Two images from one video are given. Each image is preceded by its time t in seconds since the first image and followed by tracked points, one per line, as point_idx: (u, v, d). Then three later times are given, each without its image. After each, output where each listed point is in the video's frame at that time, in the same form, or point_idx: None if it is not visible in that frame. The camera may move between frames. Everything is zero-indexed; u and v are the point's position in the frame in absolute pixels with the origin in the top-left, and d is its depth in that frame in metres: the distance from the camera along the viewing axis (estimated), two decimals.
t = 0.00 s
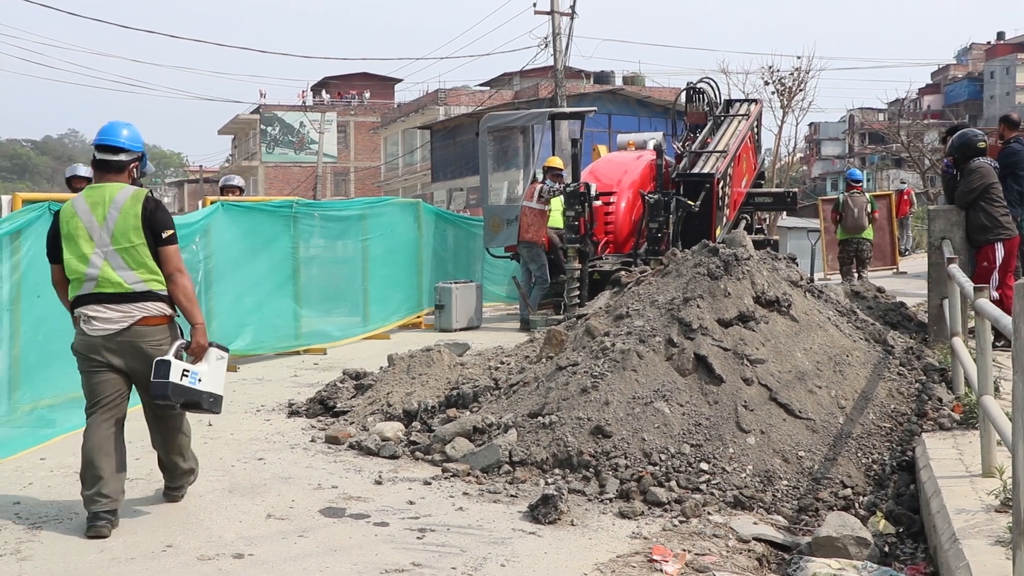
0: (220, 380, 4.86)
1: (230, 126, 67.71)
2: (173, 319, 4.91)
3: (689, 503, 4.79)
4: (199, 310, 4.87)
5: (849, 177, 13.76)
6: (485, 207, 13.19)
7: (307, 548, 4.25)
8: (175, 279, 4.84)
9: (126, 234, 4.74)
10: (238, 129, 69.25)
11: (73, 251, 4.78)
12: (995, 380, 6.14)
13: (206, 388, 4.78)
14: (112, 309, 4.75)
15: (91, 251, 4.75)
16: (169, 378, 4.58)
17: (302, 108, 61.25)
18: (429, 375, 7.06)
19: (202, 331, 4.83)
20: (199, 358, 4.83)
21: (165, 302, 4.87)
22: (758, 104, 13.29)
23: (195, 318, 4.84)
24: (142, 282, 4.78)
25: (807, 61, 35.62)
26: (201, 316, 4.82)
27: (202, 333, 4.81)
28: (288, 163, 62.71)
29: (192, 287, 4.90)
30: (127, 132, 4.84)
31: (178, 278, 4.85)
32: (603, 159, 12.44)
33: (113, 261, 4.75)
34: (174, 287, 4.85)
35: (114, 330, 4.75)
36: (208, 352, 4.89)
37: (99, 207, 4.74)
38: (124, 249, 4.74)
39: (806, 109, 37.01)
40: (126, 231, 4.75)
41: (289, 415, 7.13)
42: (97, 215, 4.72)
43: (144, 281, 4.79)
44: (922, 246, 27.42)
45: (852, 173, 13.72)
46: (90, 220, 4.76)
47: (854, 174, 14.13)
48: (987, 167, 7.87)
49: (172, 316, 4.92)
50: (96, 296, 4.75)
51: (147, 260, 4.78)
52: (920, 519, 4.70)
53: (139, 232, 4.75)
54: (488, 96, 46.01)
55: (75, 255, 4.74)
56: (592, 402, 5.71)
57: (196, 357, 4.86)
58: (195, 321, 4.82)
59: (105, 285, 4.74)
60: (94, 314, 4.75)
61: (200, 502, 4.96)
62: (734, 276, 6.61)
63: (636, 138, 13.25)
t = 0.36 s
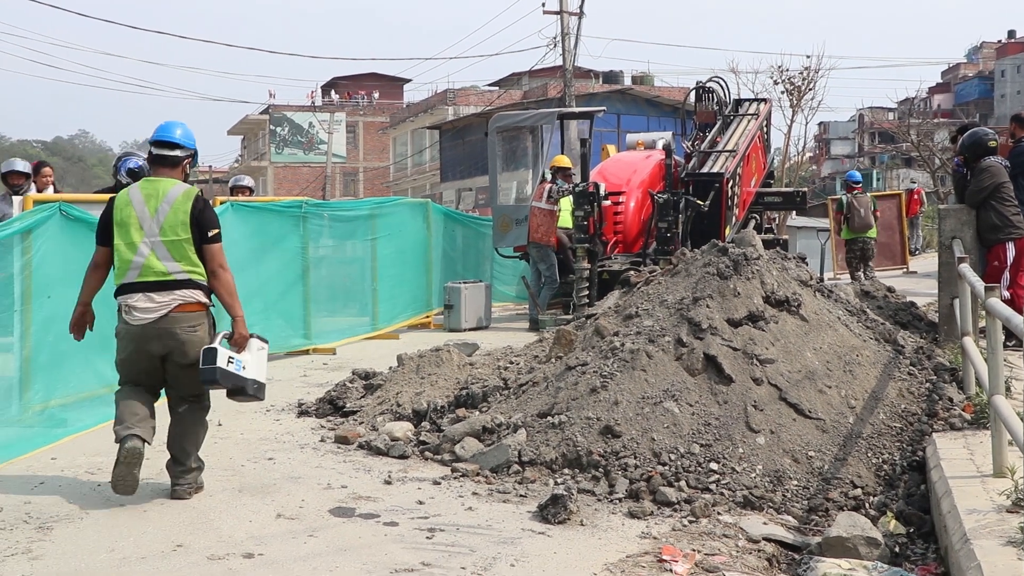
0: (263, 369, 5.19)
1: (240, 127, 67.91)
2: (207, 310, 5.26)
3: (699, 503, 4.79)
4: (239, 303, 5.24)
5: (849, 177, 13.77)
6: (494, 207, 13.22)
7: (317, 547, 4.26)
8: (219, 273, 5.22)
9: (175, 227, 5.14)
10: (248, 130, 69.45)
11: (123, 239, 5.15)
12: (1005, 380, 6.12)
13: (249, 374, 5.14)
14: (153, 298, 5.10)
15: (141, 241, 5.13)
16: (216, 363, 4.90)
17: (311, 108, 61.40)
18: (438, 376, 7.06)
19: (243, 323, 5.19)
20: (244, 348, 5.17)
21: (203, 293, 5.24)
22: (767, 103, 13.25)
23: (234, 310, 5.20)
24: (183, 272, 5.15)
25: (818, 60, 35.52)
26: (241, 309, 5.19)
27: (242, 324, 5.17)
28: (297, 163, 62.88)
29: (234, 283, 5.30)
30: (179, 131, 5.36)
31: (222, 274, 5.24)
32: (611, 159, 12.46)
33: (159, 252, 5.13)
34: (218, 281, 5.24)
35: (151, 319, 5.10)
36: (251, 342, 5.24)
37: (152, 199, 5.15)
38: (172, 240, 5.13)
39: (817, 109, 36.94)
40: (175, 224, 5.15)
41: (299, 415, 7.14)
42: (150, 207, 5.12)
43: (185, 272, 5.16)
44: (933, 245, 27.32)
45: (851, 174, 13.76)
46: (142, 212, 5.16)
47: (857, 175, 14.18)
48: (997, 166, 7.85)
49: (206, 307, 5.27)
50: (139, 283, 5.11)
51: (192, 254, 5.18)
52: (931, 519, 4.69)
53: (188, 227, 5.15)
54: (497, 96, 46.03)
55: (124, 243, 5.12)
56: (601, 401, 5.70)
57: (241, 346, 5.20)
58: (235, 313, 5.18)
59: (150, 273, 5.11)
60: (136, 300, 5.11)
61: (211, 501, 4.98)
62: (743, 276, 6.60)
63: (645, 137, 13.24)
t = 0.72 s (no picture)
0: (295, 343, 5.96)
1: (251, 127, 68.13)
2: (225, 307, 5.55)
3: (709, 504, 4.78)
4: (262, 294, 5.61)
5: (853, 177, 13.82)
6: (505, 207, 13.19)
7: (327, 547, 4.26)
8: (241, 269, 5.55)
9: (197, 228, 5.43)
10: (258, 130, 69.63)
11: (146, 240, 5.43)
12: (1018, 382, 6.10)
13: (288, 354, 5.95)
14: (172, 295, 5.40)
15: (164, 242, 5.41)
16: (265, 364, 5.78)
17: (322, 108, 61.55)
18: (448, 375, 7.07)
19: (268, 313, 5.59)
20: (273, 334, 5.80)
21: (222, 292, 5.55)
22: (778, 104, 13.23)
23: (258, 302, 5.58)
24: (204, 271, 5.43)
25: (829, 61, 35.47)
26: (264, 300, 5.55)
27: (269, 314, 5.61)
28: (307, 163, 63.02)
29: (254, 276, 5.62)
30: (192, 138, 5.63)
31: (244, 268, 5.56)
32: (622, 159, 12.43)
33: (182, 252, 5.41)
34: (239, 276, 5.56)
35: (169, 315, 5.41)
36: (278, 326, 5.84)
37: (175, 202, 5.44)
38: (194, 239, 5.41)
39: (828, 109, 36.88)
40: (197, 225, 5.42)
41: (309, 414, 7.15)
42: (173, 209, 5.41)
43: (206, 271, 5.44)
44: (945, 247, 27.24)
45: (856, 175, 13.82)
46: (165, 213, 5.42)
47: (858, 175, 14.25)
48: (1010, 167, 7.84)
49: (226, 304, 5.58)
50: (162, 281, 5.40)
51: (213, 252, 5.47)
52: (942, 521, 4.68)
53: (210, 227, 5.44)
54: (507, 96, 46.07)
55: (148, 244, 5.40)
56: (611, 402, 5.70)
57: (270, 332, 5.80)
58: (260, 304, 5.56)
59: (172, 272, 5.40)
60: (159, 297, 5.40)
61: (221, 500, 4.99)
62: (754, 276, 6.60)
63: (656, 138, 13.23)
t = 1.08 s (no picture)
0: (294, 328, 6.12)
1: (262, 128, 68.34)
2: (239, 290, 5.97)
3: (722, 504, 4.78)
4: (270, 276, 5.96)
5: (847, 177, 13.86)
6: (517, 207, 13.22)
7: (341, 547, 4.26)
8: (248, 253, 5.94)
9: (204, 218, 5.84)
10: (269, 131, 69.81)
11: (158, 234, 5.85)
12: None
13: (284, 337, 6.06)
14: (190, 282, 5.82)
15: (176, 234, 5.83)
16: (261, 333, 5.81)
17: (333, 109, 61.70)
18: (461, 376, 7.07)
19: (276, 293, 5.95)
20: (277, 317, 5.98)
21: (235, 276, 5.95)
22: (789, 104, 13.11)
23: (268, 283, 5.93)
24: (216, 257, 5.85)
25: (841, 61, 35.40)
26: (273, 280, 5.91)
27: (276, 294, 5.94)
28: (318, 164, 63.17)
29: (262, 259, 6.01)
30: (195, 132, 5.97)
31: (251, 252, 5.96)
32: (634, 160, 12.37)
33: (193, 241, 5.83)
34: (248, 260, 5.96)
35: (190, 300, 5.82)
36: (284, 309, 6.05)
37: (181, 196, 5.85)
38: (203, 228, 5.82)
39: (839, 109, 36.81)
40: (203, 215, 5.83)
41: (321, 415, 7.16)
42: (180, 202, 5.83)
43: (217, 257, 5.86)
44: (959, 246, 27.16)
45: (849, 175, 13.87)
46: (174, 207, 5.84)
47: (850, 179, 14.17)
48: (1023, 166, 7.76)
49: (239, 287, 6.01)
50: (178, 270, 5.83)
51: (221, 239, 5.88)
52: (956, 522, 4.67)
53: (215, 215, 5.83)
54: (519, 96, 46.09)
55: (161, 237, 5.82)
56: (624, 402, 5.70)
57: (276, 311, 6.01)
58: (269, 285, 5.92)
59: (186, 261, 5.82)
60: (177, 285, 5.83)
61: (235, 500, 5.00)
62: (766, 276, 6.59)
63: (667, 138, 13.20)
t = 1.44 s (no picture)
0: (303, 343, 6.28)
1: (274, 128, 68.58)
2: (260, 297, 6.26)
3: (734, 504, 4.78)
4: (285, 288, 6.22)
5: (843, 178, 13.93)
6: (528, 208, 13.24)
7: (352, 546, 4.27)
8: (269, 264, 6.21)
9: (230, 227, 6.11)
10: (280, 131, 70.01)
11: (187, 241, 6.13)
12: None
13: (289, 350, 6.19)
14: (215, 286, 6.12)
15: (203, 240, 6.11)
16: (260, 338, 6.00)
17: (344, 109, 61.88)
18: (472, 376, 7.08)
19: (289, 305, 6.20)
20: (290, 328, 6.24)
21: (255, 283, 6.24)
22: (801, 103, 13.06)
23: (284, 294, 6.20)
24: (240, 264, 6.14)
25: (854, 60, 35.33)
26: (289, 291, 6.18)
27: (287, 307, 6.18)
28: (329, 164, 63.29)
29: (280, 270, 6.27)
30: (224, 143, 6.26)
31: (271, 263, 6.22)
32: (644, 160, 12.34)
33: (219, 248, 6.11)
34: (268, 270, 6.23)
35: (220, 302, 6.11)
36: (292, 323, 6.28)
37: (208, 205, 6.12)
38: (229, 237, 6.10)
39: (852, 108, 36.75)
40: (230, 224, 6.10)
41: (333, 414, 7.17)
42: (208, 211, 6.10)
43: (241, 264, 6.14)
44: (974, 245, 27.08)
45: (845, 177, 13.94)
46: (202, 215, 6.11)
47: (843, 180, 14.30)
48: None
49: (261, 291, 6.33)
50: (205, 275, 6.11)
51: (245, 248, 6.15)
52: (970, 522, 4.65)
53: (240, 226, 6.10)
54: (530, 96, 46.12)
55: (190, 242, 6.10)
56: (635, 402, 5.70)
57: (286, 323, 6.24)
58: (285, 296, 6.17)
59: (212, 266, 6.10)
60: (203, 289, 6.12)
61: (246, 500, 5.00)
62: (778, 276, 6.59)
63: (678, 138, 13.18)
